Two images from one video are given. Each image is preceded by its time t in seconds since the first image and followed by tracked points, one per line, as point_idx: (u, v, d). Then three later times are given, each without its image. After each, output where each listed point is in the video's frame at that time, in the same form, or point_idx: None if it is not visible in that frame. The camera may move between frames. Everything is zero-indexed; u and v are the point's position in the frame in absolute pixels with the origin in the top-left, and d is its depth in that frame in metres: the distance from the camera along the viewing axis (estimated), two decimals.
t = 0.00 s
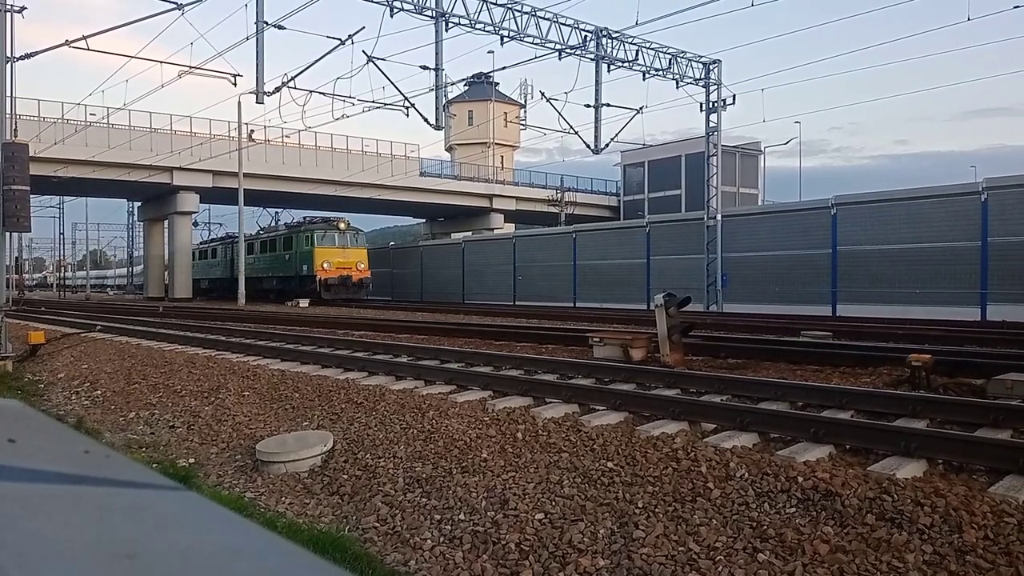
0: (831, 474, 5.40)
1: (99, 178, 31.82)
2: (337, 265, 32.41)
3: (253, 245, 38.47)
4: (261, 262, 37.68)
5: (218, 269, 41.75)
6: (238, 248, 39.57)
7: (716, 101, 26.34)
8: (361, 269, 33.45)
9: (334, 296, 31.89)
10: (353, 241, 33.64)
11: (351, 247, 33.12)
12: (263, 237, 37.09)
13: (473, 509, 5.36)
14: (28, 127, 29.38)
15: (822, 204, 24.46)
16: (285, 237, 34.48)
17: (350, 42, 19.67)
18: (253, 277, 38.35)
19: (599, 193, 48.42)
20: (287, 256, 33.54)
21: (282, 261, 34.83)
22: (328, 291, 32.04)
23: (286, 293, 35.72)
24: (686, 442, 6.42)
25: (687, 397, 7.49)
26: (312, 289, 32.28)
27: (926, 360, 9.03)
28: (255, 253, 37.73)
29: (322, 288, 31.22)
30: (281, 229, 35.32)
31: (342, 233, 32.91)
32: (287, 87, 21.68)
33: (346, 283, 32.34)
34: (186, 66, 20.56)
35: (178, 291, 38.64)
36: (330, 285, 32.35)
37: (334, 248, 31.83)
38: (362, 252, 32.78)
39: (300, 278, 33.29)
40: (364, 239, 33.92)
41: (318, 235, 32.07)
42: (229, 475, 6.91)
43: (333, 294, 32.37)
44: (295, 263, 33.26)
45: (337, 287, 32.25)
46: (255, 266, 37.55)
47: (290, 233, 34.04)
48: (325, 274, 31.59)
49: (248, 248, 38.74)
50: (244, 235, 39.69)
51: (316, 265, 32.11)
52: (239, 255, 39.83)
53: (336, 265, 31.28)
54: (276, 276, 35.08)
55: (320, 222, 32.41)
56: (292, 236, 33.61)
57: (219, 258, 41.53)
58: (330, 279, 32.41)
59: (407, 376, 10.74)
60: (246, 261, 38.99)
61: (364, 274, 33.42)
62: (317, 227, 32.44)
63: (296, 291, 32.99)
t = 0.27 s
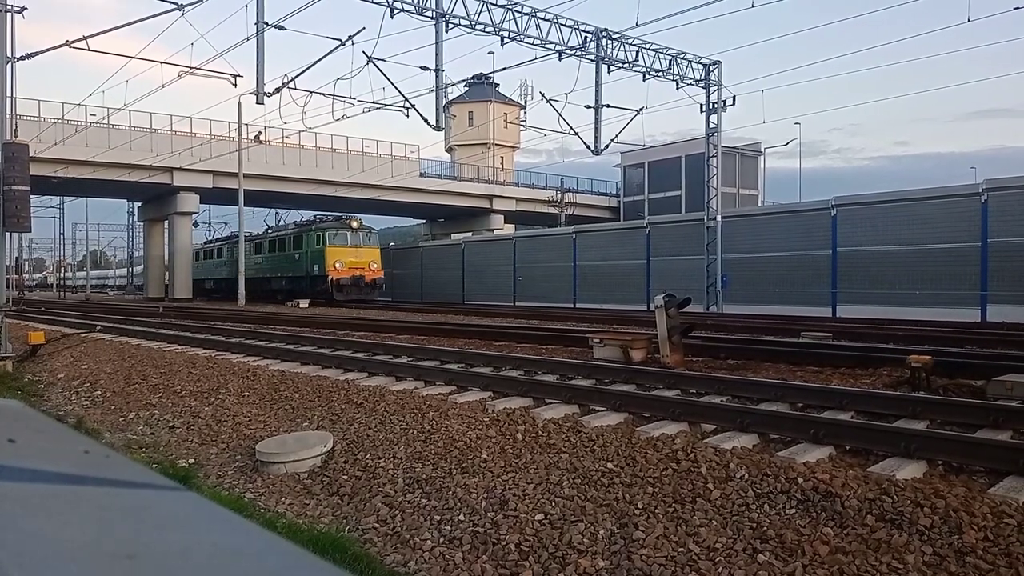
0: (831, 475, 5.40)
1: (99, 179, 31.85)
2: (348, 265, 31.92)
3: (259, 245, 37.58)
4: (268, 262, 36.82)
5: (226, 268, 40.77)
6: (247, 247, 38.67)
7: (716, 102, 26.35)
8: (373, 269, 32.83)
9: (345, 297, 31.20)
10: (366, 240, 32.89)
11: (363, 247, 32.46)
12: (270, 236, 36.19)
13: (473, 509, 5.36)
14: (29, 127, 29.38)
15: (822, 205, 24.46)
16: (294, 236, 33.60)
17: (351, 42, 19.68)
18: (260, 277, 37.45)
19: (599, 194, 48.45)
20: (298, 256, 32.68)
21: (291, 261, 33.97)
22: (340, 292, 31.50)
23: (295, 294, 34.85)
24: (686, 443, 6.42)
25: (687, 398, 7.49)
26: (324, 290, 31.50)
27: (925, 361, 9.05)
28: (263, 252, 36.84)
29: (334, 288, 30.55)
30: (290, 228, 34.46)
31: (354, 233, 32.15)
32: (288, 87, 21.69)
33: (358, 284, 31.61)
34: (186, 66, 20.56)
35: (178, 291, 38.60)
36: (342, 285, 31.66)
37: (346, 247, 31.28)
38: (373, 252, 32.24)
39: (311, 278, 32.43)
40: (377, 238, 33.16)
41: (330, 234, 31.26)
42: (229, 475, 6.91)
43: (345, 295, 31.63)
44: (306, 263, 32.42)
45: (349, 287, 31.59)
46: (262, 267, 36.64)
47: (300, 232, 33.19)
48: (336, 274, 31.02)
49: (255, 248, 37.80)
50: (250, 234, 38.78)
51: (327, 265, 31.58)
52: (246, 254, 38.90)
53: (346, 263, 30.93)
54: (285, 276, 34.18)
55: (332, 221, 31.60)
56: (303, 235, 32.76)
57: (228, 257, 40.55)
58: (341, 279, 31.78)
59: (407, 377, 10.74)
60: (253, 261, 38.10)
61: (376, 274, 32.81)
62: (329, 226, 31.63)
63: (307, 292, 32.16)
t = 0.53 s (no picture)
0: (830, 476, 5.41)
1: (98, 179, 31.84)
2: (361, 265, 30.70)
3: (267, 244, 36.46)
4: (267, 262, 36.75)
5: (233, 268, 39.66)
6: (254, 246, 37.56)
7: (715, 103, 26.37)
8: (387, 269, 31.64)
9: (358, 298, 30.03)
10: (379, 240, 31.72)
11: (376, 246, 31.30)
12: (278, 235, 35.06)
13: (472, 509, 5.37)
14: (28, 127, 29.37)
15: (821, 206, 24.48)
16: (304, 235, 32.46)
17: (350, 43, 19.71)
18: (268, 278, 36.29)
19: (598, 194, 48.47)
20: (308, 255, 31.53)
21: (301, 261, 32.81)
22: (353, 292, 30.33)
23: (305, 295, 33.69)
24: (686, 443, 6.43)
25: (687, 399, 7.49)
26: (336, 291, 30.38)
27: (924, 362, 9.05)
28: (271, 252, 35.71)
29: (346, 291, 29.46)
30: (299, 227, 33.35)
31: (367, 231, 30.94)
32: (287, 87, 21.71)
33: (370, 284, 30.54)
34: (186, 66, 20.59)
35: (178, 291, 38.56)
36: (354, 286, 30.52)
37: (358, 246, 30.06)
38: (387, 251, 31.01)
39: (322, 278, 31.25)
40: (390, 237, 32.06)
41: (342, 232, 30.13)
42: (229, 475, 6.92)
43: (358, 296, 30.44)
44: (317, 263, 31.27)
45: (362, 288, 30.39)
46: (270, 267, 35.49)
47: (310, 230, 32.07)
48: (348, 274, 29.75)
49: (262, 247, 36.65)
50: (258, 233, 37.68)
51: (339, 264, 30.41)
52: (254, 254, 37.79)
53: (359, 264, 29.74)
54: (294, 276, 33.01)
55: (345, 219, 30.48)
56: (313, 233, 31.63)
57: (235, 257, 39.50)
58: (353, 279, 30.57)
59: (407, 377, 10.74)
60: (260, 261, 36.95)
61: (390, 274, 31.59)
62: (341, 223, 30.51)
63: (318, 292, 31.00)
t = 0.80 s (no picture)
0: (831, 474, 5.41)
1: (98, 178, 31.80)
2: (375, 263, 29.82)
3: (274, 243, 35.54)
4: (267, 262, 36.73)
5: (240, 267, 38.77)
6: (261, 244, 36.66)
7: (716, 102, 26.37)
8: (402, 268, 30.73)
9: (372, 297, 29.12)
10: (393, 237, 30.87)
11: (391, 243, 30.36)
12: (287, 232, 34.11)
13: (472, 509, 5.36)
14: (28, 127, 29.33)
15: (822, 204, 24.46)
16: (315, 232, 31.48)
17: (350, 42, 19.73)
18: (276, 277, 35.34)
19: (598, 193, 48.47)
20: (320, 253, 30.55)
21: (311, 259, 31.84)
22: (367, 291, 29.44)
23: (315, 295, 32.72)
24: (686, 442, 6.43)
25: (687, 398, 7.49)
26: (349, 290, 29.46)
27: (925, 361, 9.05)
28: (279, 250, 34.75)
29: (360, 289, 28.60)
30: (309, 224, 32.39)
31: (381, 229, 30.09)
32: (287, 87, 21.73)
33: (385, 283, 29.72)
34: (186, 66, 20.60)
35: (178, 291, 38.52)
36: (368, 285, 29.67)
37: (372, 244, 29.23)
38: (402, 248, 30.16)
39: (335, 277, 30.26)
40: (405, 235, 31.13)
41: (355, 229, 29.17)
42: (229, 475, 6.90)
43: (372, 295, 29.47)
44: (329, 261, 30.28)
45: (376, 287, 29.50)
46: (278, 265, 34.52)
47: (321, 228, 31.23)
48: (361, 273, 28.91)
49: (269, 245, 35.73)
50: (265, 231, 36.74)
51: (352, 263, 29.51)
52: (261, 252, 36.88)
53: (373, 261, 28.93)
54: (304, 275, 32.02)
55: (358, 215, 29.53)
56: (325, 231, 30.66)
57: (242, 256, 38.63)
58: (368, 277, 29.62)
59: (407, 377, 10.73)
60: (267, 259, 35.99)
61: (405, 272, 30.68)
62: (354, 220, 29.55)
63: (330, 292, 30.03)
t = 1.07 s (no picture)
0: (831, 474, 5.41)
1: (98, 178, 31.80)
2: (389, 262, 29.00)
3: (282, 241, 34.78)
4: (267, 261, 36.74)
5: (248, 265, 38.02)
6: (269, 241, 35.92)
7: (715, 101, 26.37)
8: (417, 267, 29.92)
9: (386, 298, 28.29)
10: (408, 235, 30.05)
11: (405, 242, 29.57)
12: (296, 231, 33.34)
13: (473, 508, 5.36)
14: (28, 126, 29.33)
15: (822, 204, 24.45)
16: (326, 231, 30.70)
17: (350, 41, 19.73)
18: (285, 276, 34.61)
19: (598, 193, 48.49)
20: (331, 252, 29.77)
21: (322, 258, 31.06)
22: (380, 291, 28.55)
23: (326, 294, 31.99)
24: (686, 442, 6.43)
25: (687, 397, 7.49)
26: (361, 290, 28.73)
27: (925, 360, 9.05)
28: (288, 249, 34.00)
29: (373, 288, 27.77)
30: (319, 223, 31.61)
31: (395, 226, 29.26)
32: (287, 87, 21.73)
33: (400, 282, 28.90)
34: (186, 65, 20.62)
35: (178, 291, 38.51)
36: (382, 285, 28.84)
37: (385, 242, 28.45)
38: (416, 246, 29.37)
39: (347, 276, 29.48)
40: (419, 233, 30.34)
41: (369, 227, 28.41)
42: (229, 475, 6.91)
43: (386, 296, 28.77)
44: (341, 260, 29.50)
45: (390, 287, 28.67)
46: (287, 264, 33.79)
47: (332, 226, 30.42)
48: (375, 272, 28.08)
49: (277, 244, 35.00)
50: (274, 228, 35.97)
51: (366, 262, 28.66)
52: (269, 250, 36.12)
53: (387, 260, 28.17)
54: (315, 274, 31.23)
55: (371, 213, 28.73)
56: (336, 229, 29.86)
57: (250, 253, 37.89)
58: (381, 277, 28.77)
59: (407, 376, 10.73)
60: (276, 258, 35.26)
61: (419, 272, 29.76)
62: (367, 218, 28.74)
63: (342, 292, 29.28)
